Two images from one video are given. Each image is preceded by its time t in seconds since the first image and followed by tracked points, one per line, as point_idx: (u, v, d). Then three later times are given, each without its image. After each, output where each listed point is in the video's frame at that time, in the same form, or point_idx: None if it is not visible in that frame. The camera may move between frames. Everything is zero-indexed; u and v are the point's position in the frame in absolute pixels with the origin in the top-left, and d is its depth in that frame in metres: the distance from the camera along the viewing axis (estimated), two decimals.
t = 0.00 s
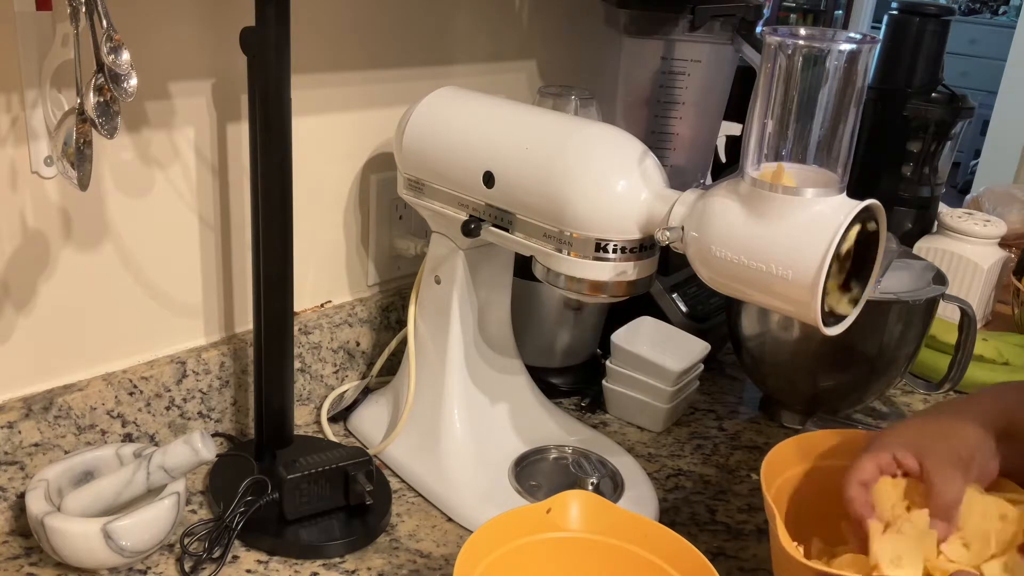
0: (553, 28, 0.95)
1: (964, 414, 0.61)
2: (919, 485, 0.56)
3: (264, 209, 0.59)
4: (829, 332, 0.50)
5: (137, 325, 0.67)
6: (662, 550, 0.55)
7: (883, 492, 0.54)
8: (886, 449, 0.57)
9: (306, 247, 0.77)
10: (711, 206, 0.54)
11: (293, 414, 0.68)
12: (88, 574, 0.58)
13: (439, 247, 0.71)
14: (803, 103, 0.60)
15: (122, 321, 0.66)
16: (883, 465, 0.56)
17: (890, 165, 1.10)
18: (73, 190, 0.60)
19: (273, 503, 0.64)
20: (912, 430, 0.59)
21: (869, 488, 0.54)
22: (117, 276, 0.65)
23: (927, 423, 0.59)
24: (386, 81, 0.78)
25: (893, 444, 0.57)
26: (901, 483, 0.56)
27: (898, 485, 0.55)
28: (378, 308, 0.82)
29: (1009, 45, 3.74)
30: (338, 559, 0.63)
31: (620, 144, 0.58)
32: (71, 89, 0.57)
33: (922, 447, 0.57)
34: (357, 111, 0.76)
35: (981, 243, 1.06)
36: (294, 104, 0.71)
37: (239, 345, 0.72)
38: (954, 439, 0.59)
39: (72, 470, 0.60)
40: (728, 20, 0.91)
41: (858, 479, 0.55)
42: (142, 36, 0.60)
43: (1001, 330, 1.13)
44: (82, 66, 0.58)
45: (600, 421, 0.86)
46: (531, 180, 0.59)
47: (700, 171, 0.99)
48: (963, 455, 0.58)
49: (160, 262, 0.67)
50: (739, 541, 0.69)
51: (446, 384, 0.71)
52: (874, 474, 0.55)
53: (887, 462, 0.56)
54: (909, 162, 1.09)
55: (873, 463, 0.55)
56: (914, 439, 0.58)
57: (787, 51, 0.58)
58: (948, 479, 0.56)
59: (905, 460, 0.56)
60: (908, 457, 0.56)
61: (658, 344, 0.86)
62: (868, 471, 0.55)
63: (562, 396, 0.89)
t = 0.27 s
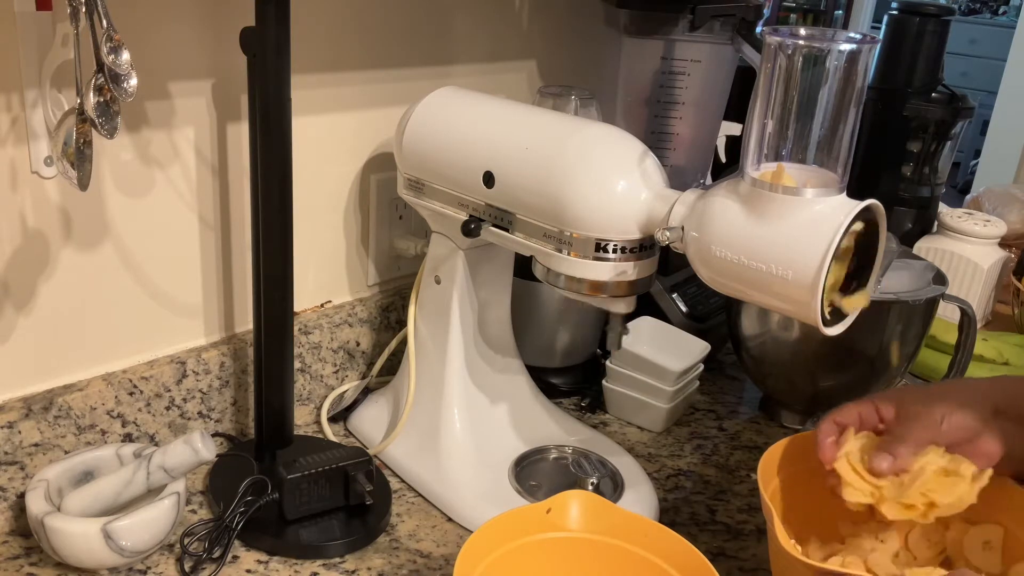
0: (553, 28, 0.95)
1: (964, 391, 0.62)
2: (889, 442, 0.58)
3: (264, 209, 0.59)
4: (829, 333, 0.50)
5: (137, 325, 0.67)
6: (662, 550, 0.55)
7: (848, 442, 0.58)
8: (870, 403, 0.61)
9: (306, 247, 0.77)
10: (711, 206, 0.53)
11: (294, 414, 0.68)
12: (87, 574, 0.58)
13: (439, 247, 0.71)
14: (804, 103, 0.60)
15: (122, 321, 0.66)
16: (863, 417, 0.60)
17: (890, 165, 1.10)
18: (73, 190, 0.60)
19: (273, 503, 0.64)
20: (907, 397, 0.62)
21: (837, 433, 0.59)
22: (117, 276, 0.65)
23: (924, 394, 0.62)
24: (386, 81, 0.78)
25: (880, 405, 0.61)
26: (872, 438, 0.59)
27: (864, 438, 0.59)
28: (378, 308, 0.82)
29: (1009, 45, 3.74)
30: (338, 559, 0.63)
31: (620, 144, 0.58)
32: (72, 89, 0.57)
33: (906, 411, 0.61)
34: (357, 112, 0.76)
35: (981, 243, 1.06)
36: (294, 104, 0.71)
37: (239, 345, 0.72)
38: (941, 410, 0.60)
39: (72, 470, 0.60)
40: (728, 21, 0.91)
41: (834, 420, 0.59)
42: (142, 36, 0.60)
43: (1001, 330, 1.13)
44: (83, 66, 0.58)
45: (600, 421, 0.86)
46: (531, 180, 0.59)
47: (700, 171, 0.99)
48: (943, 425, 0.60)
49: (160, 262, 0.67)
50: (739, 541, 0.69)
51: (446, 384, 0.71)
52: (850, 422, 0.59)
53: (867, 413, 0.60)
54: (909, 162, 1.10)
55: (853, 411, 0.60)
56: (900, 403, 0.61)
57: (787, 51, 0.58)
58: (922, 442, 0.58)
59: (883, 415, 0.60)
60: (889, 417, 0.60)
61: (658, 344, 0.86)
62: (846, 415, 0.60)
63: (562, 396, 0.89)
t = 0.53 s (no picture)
0: (553, 28, 0.95)
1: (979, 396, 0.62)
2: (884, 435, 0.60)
3: (264, 209, 0.59)
4: (830, 333, 0.50)
5: (138, 324, 0.67)
6: (662, 550, 0.55)
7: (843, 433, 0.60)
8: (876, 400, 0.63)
9: (306, 247, 0.77)
10: (711, 206, 0.53)
11: (294, 415, 0.68)
12: (87, 574, 0.58)
13: (439, 247, 0.71)
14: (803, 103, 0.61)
15: (122, 321, 0.66)
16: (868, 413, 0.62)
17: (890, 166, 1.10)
18: (73, 190, 0.60)
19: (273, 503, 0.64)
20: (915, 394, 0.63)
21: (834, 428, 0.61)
22: (117, 276, 0.65)
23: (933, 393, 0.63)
24: (386, 81, 0.78)
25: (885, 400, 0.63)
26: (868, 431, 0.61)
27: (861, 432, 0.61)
28: (378, 308, 0.82)
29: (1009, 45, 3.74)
30: (338, 559, 0.63)
31: (620, 144, 0.58)
32: (72, 89, 0.57)
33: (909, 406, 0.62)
34: (357, 112, 0.76)
35: (981, 243, 1.06)
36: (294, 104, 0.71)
37: (239, 345, 0.72)
38: (943, 409, 0.61)
39: (72, 470, 0.60)
40: (728, 21, 0.91)
41: (835, 416, 0.62)
42: (142, 36, 0.60)
43: (1000, 330, 1.13)
44: (83, 66, 0.58)
45: (600, 421, 0.86)
46: (531, 181, 0.59)
47: (700, 171, 0.99)
48: (943, 424, 0.60)
49: (160, 262, 0.67)
50: (739, 541, 0.69)
51: (446, 384, 0.71)
52: (851, 417, 0.62)
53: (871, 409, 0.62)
54: (909, 162, 1.10)
55: (856, 407, 0.62)
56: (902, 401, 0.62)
57: (787, 51, 0.58)
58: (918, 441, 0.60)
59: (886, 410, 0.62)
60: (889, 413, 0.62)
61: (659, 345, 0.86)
62: (847, 411, 0.62)
63: (562, 396, 0.89)
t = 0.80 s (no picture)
0: (553, 28, 0.95)
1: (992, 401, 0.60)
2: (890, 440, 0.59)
3: (264, 209, 0.59)
4: (830, 332, 0.50)
5: (138, 324, 0.67)
6: (662, 550, 0.55)
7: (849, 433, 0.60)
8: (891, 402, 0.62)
9: (306, 247, 0.77)
10: (711, 206, 0.53)
11: (294, 415, 0.68)
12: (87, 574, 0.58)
13: (439, 247, 0.71)
14: (803, 102, 0.61)
15: (122, 321, 0.66)
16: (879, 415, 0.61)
17: (890, 165, 1.10)
18: (73, 190, 0.60)
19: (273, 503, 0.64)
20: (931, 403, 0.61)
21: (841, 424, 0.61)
22: (117, 276, 0.65)
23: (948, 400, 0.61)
24: (385, 81, 0.78)
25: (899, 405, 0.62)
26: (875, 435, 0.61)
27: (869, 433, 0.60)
28: (378, 308, 0.82)
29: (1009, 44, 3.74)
30: (338, 559, 0.63)
31: (619, 144, 0.58)
32: (72, 89, 0.57)
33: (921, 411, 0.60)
34: (357, 112, 0.76)
35: (981, 243, 1.06)
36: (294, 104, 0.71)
37: (239, 345, 0.72)
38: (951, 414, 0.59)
39: (72, 470, 0.60)
40: (728, 21, 0.91)
41: (841, 412, 0.62)
42: (142, 36, 0.60)
43: (1000, 330, 1.13)
44: (82, 67, 0.58)
45: (600, 421, 0.86)
46: (531, 181, 0.59)
47: (700, 171, 0.99)
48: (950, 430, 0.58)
49: (160, 262, 0.67)
50: (739, 541, 0.69)
51: (446, 384, 0.71)
52: (861, 417, 0.61)
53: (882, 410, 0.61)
54: (909, 162, 1.10)
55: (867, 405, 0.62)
56: (917, 406, 0.61)
57: (787, 51, 0.58)
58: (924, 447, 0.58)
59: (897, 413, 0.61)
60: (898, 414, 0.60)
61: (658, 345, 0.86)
62: (856, 409, 0.62)
63: (562, 396, 0.89)
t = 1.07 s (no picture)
0: (553, 28, 0.95)
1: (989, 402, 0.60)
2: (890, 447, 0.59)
3: (264, 209, 0.59)
4: (830, 332, 0.50)
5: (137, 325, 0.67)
6: (662, 550, 0.55)
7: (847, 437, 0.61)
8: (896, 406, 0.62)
9: (306, 247, 0.77)
10: (711, 206, 0.54)
11: (294, 414, 0.68)
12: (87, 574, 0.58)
13: (439, 247, 0.71)
14: (803, 103, 0.61)
15: (122, 321, 0.66)
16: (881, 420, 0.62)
17: (890, 165, 1.10)
18: (73, 190, 0.60)
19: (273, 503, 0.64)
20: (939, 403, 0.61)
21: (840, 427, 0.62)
22: (117, 276, 0.65)
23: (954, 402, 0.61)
24: (385, 81, 0.78)
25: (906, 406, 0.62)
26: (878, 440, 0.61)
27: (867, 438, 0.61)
28: (378, 308, 0.82)
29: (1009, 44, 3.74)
30: (338, 559, 0.63)
31: (620, 144, 0.58)
32: (72, 89, 0.57)
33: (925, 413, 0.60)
34: (357, 111, 0.76)
35: (981, 243, 1.06)
36: (294, 104, 0.71)
37: (239, 345, 0.72)
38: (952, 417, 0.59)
39: (72, 470, 0.60)
40: (728, 20, 0.91)
41: (841, 416, 0.63)
42: (142, 36, 0.60)
43: (1000, 330, 1.13)
44: (83, 66, 0.57)
45: (600, 421, 0.86)
46: (531, 181, 0.59)
47: (700, 171, 0.99)
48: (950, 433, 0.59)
49: (160, 261, 0.67)
50: (739, 541, 0.69)
51: (446, 384, 0.71)
52: (861, 420, 0.62)
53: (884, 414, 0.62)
54: (909, 162, 1.09)
55: (869, 410, 0.62)
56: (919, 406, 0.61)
57: (787, 51, 0.58)
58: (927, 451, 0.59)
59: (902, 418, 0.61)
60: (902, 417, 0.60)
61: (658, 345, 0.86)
62: (856, 413, 0.62)
63: (562, 396, 0.89)
